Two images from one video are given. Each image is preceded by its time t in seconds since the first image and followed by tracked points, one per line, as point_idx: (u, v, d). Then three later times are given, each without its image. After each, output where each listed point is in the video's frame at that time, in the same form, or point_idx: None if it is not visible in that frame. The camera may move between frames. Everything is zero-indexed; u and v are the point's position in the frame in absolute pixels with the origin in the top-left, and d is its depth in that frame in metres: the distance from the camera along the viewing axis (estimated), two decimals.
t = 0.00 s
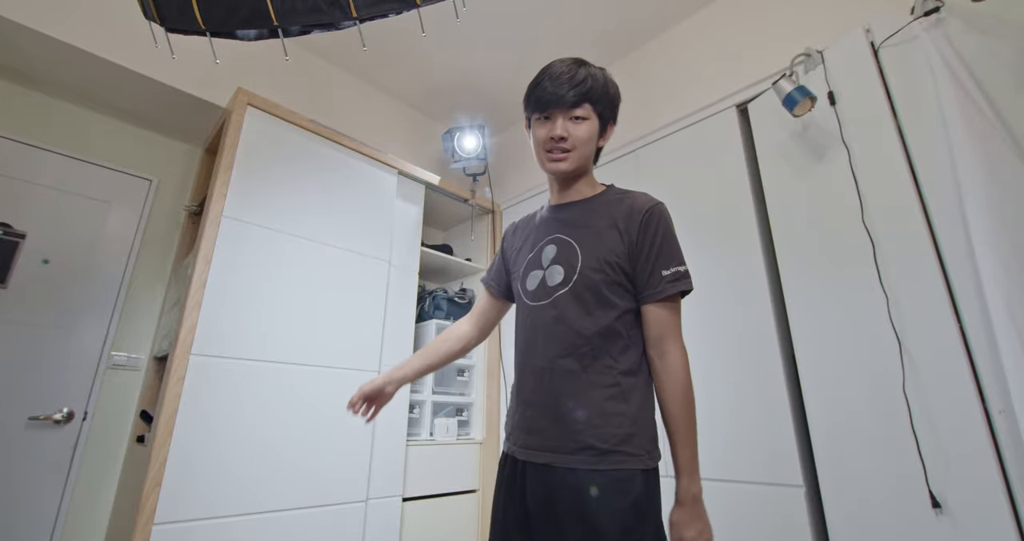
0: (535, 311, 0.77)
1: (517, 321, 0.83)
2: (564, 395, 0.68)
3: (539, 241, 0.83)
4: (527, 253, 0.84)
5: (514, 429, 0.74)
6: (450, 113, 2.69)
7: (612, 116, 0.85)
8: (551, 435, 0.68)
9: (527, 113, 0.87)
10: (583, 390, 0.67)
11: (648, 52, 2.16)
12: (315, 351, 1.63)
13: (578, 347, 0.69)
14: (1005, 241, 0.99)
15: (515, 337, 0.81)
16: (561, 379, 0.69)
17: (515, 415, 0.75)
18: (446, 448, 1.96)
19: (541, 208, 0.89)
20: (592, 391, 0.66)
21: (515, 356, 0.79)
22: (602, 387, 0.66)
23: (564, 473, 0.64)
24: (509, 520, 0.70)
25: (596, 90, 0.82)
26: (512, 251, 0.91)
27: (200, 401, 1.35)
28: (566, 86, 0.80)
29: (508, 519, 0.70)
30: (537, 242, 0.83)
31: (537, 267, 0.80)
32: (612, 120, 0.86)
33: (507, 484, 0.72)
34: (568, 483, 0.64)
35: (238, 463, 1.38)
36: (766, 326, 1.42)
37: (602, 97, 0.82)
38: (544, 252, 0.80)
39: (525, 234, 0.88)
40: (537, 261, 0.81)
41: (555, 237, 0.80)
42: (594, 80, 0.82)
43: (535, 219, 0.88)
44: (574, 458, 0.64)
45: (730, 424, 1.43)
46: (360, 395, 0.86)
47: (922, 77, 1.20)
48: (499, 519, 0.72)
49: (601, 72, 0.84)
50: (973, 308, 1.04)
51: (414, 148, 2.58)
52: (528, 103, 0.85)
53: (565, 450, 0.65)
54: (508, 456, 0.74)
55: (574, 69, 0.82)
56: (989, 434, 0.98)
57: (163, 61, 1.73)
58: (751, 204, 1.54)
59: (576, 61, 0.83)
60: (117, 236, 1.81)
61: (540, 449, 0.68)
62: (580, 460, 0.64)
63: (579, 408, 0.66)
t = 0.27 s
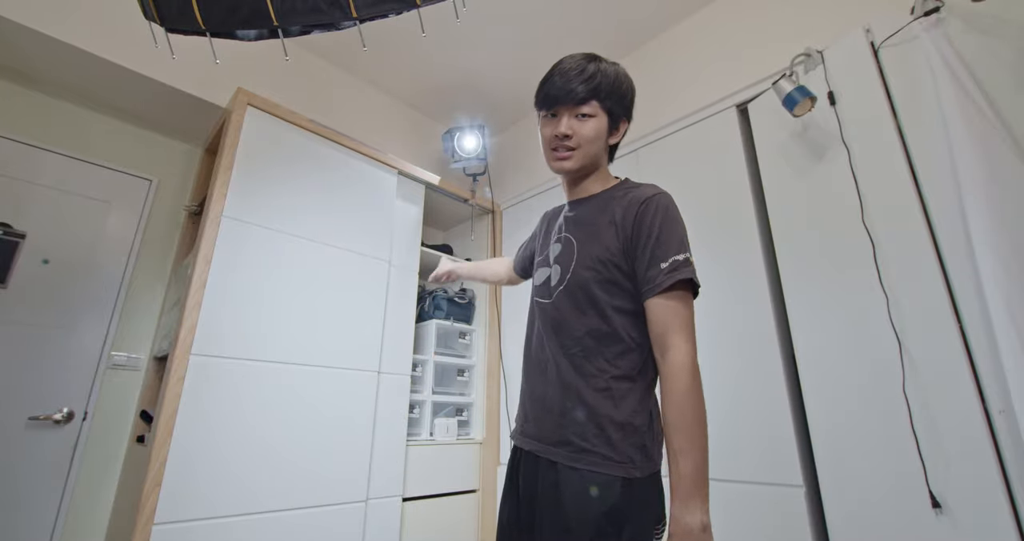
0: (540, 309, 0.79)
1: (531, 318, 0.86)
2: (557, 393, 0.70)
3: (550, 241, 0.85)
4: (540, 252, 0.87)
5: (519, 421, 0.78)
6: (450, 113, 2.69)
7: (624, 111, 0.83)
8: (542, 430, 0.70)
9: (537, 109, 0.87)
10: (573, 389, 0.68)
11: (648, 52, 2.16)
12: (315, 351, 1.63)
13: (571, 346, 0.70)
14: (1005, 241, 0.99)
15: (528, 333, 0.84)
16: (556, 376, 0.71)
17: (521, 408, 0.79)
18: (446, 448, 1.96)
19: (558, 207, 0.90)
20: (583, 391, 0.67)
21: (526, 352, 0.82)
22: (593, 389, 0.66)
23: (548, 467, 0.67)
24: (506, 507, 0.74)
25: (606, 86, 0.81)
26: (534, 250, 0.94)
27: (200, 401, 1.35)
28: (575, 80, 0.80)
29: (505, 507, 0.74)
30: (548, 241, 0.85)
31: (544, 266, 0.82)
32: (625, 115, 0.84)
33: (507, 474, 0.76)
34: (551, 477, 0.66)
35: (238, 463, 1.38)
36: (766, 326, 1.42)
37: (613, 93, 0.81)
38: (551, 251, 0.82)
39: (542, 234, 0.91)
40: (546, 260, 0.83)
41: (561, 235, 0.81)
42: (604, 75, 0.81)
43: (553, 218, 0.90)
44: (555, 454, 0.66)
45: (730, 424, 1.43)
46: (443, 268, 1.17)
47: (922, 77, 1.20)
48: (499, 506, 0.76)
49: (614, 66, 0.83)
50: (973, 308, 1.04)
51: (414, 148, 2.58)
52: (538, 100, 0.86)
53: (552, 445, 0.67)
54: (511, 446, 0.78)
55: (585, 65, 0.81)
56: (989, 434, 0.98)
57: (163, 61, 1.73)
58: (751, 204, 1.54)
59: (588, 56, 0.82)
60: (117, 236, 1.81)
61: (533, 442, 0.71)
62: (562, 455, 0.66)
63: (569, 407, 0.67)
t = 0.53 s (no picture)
0: (540, 307, 0.80)
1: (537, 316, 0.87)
2: (553, 389, 0.71)
3: (550, 239, 0.86)
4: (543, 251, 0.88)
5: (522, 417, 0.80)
6: (450, 113, 2.69)
7: (621, 111, 0.83)
8: (538, 426, 0.71)
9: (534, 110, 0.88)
10: (567, 385, 0.69)
11: (648, 52, 2.15)
12: (315, 352, 1.63)
13: (565, 343, 0.71)
14: (1005, 241, 0.99)
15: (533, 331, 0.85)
16: (552, 373, 0.72)
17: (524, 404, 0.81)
18: (446, 448, 1.96)
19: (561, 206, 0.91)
20: (576, 388, 0.67)
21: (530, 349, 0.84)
22: (585, 385, 0.66)
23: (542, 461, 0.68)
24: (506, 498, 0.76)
25: (601, 86, 0.80)
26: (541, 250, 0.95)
27: (200, 401, 1.35)
28: (571, 81, 0.80)
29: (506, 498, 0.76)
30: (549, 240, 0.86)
31: (545, 264, 0.83)
32: (622, 114, 0.84)
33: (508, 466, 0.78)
34: (545, 472, 0.67)
35: (238, 463, 1.38)
36: (766, 326, 1.42)
37: (608, 93, 0.81)
38: (550, 250, 0.83)
39: (547, 233, 0.91)
40: (546, 258, 0.84)
41: (559, 233, 0.82)
42: (600, 76, 0.81)
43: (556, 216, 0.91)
44: (548, 448, 0.67)
45: (730, 424, 1.43)
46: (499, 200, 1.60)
47: (922, 78, 1.20)
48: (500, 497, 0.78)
49: (609, 66, 0.82)
50: (973, 308, 1.04)
51: (414, 148, 2.58)
52: (534, 101, 0.86)
53: (546, 440, 0.68)
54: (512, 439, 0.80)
55: (581, 65, 0.81)
56: (989, 433, 0.98)
57: (163, 61, 1.73)
58: (751, 204, 1.54)
59: (584, 56, 0.82)
60: (117, 236, 1.81)
61: (529, 436, 0.72)
62: (554, 451, 0.66)
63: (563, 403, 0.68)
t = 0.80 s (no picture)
0: (540, 307, 0.80)
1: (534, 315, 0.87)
2: (554, 389, 0.71)
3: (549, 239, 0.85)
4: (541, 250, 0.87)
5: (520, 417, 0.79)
6: (450, 113, 2.69)
7: (624, 110, 0.83)
8: (539, 426, 0.71)
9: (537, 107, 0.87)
10: (567, 386, 0.69)
11: (648, 52, 2.15)
12: (315, 351, 1.63)
13: (567, 343, 0.71)
14: (1005, 241, 0.99)
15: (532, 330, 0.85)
16: (552, 373, 0.72)
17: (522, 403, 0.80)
18: (446, 448, 1.96)
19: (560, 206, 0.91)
20: (579, 389, 0.67)
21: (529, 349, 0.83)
22: (587, 386, 0.66)
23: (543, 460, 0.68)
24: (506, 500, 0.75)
25: (606, 85, 0.80)
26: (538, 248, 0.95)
27: (200, 401, 1.35)
28: (575, 80, 0.80)
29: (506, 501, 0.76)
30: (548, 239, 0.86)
31: (544, 264, 0.83)
32: (625, 113, 0.84)
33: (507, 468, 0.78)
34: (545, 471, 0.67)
35: (238, 463, 1.38)
36: (766, 326, 1.42)
37: (612, 92, 0.81)
38: (550, 249, 0.83)
39: (545, 232, 0.91)
40: (545, 258, 0.84)
41: (559, 233, 0.82)
42: (604, 74, 0.81)
43: (554, 216, 0.91)
44: (549, 449, 0.67)
45: (730, 424, 1.43)
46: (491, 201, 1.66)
47: (922, 77, 1.20)
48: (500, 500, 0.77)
49: (614, 64, 0.82)
50: (973, 307, 1.04)
51: (413, 148, 2.58)
52: (537, 98, 0.86)
53: (547, 440, 0.68)
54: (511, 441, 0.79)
55: (585, 63, 0.81)
56: (989, 433, 0.98)
57: (163, 61, 1.73)
58: (751, 204, 1.54)
59: (588, 54, 0.82)
60: (117, 236, 1.81)
61: (529, 437, 0.72)
62: (555, 450, 0.66)
63: (564, 404, 0.68)
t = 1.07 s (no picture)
0: (539, 308, 0.80)
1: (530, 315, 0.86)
2: (558, 392, 0.71)
3: (547, 240, 0.85)
4: (537, 251, 0.87)
5: (519, 419, 0.79)
6: (450, 113, 2.69)
7: (625, 113, 0.83)
8: (543, 428, 0.71)
9: (538, 108, 0.87)
10: (573, 388, 0.69)
11: (648, 52, 2.15)
12: (315, 351, 1.63)
13: (572, 346, 0.71)
14: (1005, 241, 0.99)
15: (527, 331, 0.84)
16: (555, 375, 0.72)
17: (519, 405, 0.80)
18: (446, 448, 1.96)
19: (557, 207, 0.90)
20: (584, 391, 0.67)
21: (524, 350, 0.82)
22: (593, 389, 0.66)
23: (547, 463, 0.68)
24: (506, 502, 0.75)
25: (608, 87, 0.81)
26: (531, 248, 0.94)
27: (200, 401, 1.35)
28: (577, 82, 0.80)
29: (506, 503, 0.75)
30: (546, 240, 0.85)
31: (542, 265, 0.82)
32: (626, 116, 0.84)
33: (507, 470, 0.77)
34: (551, 474, 0.67)
35: (238, 463, 1.38)
36: (766, 326, 1.42)
37: (615, 94, 0.81)
38: (548, 250, 0.82)
39: (540, 232, 0.91)
40: (543, 258, 0.83)
41: (559, 235, 0.81)
42: (607, 77, 0.81)
43: (551, 216, 0.90)
44: (556, 452, 0.67)
45: (730, 424, 1.43)
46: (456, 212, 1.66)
47: (921, 78, 1.20)
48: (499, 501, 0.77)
49: (616, 68, 0.83)
50: (973, 308, 1.04)
51: (413, 148, 2.58)
52: (539, 99, 0.85)
53: (553, 443, 0.68)
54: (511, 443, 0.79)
55: (587, 66, 0.81)
56: (989, 433, 0.98)
57: (163, 61, 1.73)
58: (751, 204, 1.54)
59: (590, 57, 0.82)
60: (117, 236, 1.81)
61: (532, 439, 0.71)
62: (561, 452, 0.66)
63: (570, 407, 0.68)
